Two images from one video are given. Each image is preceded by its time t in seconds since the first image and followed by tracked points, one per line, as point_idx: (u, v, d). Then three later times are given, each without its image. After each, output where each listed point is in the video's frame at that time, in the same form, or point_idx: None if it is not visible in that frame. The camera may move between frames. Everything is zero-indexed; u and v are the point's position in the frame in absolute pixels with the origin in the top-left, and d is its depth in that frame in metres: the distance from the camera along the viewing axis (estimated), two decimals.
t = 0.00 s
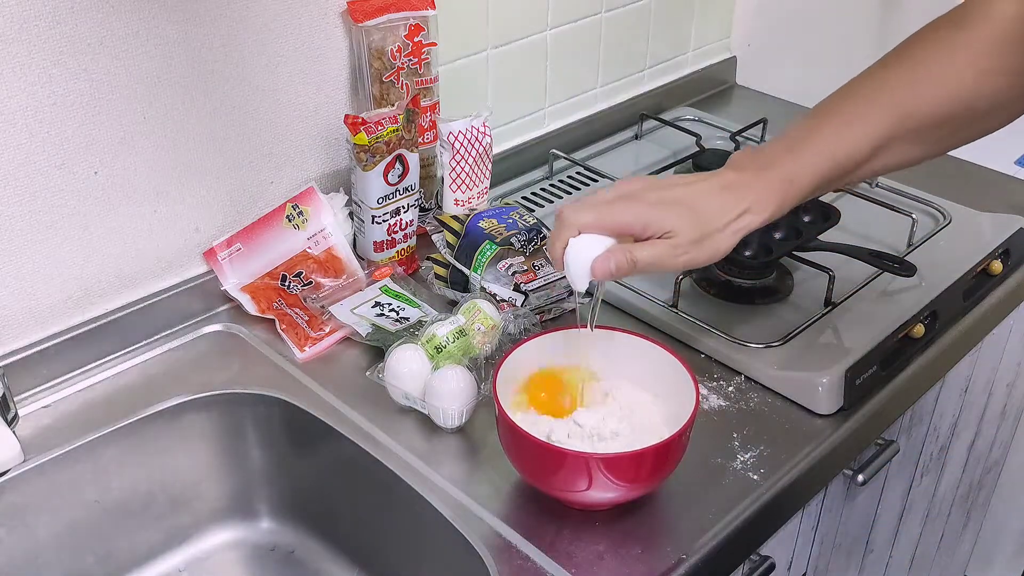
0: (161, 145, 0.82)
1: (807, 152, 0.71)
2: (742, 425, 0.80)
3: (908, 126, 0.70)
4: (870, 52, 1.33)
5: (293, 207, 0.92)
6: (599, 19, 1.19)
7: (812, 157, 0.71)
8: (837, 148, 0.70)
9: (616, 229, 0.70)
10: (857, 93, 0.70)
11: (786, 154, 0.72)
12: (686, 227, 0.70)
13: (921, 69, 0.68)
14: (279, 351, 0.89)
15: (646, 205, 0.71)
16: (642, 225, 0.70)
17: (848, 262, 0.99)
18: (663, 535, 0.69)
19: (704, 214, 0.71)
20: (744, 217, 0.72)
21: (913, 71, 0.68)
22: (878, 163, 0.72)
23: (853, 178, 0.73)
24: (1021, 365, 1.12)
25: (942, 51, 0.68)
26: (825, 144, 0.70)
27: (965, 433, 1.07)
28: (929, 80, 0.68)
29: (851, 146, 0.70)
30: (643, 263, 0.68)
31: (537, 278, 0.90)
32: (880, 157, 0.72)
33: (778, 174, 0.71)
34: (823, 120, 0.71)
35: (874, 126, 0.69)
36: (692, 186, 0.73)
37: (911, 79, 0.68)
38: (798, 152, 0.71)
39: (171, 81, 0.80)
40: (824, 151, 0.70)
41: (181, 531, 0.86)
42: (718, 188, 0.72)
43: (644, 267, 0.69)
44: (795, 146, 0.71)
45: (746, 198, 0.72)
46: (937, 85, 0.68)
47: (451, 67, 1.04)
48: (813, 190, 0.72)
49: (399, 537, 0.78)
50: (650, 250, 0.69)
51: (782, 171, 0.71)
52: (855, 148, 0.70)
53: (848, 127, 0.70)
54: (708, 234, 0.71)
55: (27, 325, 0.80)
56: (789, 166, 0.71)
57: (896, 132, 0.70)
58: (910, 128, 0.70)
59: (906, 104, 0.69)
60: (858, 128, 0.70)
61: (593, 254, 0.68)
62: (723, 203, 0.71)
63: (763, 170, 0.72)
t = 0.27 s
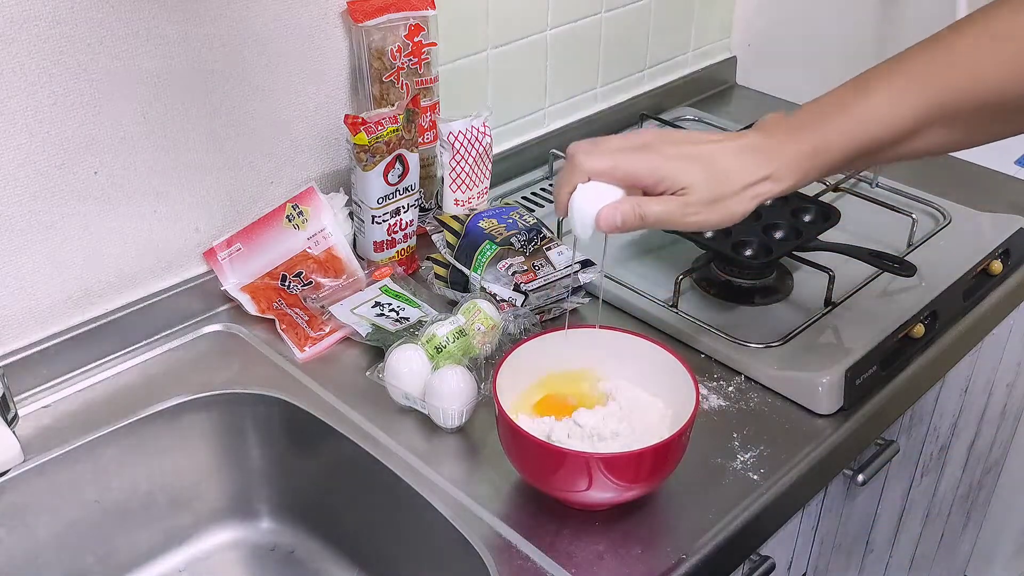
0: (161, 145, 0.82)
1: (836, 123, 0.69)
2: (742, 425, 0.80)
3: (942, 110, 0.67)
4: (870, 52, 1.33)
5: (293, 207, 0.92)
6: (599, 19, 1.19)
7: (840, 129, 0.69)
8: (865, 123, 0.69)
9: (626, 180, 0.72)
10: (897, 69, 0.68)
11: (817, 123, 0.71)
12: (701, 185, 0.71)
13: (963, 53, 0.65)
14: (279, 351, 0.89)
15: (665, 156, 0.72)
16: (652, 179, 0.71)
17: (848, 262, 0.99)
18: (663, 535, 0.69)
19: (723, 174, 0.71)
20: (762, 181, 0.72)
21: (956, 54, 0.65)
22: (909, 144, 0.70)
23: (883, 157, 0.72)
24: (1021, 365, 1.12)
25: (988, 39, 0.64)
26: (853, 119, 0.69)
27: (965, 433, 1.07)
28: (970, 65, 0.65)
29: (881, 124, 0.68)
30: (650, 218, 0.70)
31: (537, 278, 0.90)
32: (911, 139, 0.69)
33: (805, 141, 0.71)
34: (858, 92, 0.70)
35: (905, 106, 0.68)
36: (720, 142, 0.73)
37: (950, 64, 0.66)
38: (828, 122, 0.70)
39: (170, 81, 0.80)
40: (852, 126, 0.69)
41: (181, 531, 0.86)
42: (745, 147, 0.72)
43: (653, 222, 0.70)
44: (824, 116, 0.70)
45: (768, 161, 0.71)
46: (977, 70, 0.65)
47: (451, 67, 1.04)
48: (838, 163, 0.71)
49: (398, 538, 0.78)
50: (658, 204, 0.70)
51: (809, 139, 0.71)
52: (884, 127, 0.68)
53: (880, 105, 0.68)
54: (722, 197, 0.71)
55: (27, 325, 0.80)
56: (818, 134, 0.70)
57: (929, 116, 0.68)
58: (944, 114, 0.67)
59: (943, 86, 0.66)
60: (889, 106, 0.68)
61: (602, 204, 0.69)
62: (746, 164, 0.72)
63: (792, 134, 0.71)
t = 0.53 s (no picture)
0: (161, 146, 0.82)
1: (859, 133, 0.65)
2: (742, 425, 0.80)
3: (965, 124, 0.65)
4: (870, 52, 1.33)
5: (293, 207, 0.92)
6: (599, 19, 1.19)
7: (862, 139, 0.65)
8: (891, 135, 0.65)
9: (640, 196, 0.67)
10: (917, 85, 0.65)
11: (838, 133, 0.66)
12: (720, 202, 0.65)
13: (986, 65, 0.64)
14: (279, 351, 0.89)
15: (682, 172, 0.66)
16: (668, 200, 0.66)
17: (848, 262, 0.99)
18: (663, 535, 0.69)
19: (745, 186, 0.65)
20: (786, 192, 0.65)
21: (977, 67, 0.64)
22: (930, 164, 0.67)
23: (899, 178, 0.68)
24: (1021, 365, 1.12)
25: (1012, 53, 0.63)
26: (875, 131, 0.65)
27: (965, 433, 1.07)
28: (996, 75, 0.63)
29: (905, 138, 0.65)
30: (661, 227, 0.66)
31: (537, 278, 0.89)
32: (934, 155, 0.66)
33: (827, 152, 0.65)
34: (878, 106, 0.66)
35: (931, 119, 0.64)
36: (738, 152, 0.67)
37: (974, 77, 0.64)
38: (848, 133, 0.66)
39: (170, 81, 0.80)
40: (875, 138, 0.65)
41: (181, 531, 0.86)
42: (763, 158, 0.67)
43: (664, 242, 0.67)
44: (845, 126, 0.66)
45: (791, 171, 0.66)
46: (1003, 80, 0.63)
47: (451, 67, 1.04)
48: (858, 181, 0.66)
49: (398, 538, 0.78)
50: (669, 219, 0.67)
51: (831, 155, 0.65)
52: (908, 141, 0.65)
53: (904, 117, 0.64)
54: (741, 214, 0.65)
55: (27, 325, 0.80)
56: (839, 144, 0.66)
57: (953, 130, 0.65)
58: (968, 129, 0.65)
59: (968, 98, 0.64)
60: (914, 118, 0.64)
61: (611, 220, 0.67)
62: (768, 177, 0.65)
63: (812, 148, 0.66)
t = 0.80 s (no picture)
0: (161, 146, 0.82)
1: (844, 197, 0.65)
2: (742, 425, 0.80)
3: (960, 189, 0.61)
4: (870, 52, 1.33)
5: (293, 207, 0.92)
6: (599, 19, 1.19)
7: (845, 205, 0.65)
8: (873, 201, 0.64)
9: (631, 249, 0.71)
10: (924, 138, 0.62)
11: (828, 197, 0.66)
12: (711, 254, 0.67)
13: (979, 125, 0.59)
14: (279, 351, 0.89)
15: (674, 224, 0.69)
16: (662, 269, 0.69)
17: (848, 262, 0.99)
18: (663, 535, 0.69)
19: (729, 249, 0.67)
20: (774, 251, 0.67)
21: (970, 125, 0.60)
22: (932, 221, 0.64)
23: (906, 235, 0.66)
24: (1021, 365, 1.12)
25: (1010, 109, 0.58)
26: (859, 195, 0.64)
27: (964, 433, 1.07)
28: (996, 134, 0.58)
29: (894, 201, 0.63)
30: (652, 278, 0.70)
31: (537, 278, 0.90)
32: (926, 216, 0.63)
33: (813, 215, 0.66)
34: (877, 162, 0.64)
35: (920, 181, 0.62)
36: (737, 213, 0.69)
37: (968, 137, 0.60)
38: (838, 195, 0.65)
39: (170, 81, 0.80)
40: (859, 203, 0.64)
41: (181, 531, 0.86)
42: (757, 218, 0.68)
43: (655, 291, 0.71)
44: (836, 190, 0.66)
45: (776, 232, 0.67)
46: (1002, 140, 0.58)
47: (451, 67, 1.03)
48: (849, 242, 0.66)
49: (398, 538, 0.78)
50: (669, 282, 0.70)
51: (818, 211, 0.66)
52: (894, 202, 0.63)
53: (896, 176, 0.63)
54: (730, 267, 0.68)
55: (27, 325, 0.80)
56: (828, 205, 0.66)
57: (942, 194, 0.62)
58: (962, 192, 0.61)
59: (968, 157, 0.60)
60: (900, 181, 0.63)
61: (606, 268, 0.71)
62: (761, 239, 0.67)
63: (805, 203, 0.67)
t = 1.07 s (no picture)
0: (160, 146, 0.82)
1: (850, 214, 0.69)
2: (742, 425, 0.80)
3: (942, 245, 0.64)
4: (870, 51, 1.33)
5: (293, 207, 0.92)
6: (599, 19, 1.19)
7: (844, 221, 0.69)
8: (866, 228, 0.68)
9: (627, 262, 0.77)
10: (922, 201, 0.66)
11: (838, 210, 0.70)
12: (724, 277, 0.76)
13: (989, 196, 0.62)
14: (279, 351, 0.89)
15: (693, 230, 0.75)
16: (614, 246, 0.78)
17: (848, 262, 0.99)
18: (663, 535, 0.69)
19: (721, 239, 0.75)
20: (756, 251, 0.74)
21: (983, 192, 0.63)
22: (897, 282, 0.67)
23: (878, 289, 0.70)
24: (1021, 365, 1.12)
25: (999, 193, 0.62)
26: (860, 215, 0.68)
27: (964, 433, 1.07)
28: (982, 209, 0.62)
29: (883, 241, 0.67)
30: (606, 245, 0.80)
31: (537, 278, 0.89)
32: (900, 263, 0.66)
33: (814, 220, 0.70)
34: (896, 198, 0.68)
35: (921, 236, 0.65)
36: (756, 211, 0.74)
37: (974, 206, 0.63)
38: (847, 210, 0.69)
39: (170, 81, 0.80)
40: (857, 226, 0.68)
41: (181, 531, 0.86)
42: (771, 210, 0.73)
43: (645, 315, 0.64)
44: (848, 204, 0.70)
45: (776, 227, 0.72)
46: (988, 217, 0.62)
47: (451, 67, 1.03)
48: (829, 277, 0.71)
49: (398, 538, 0.78)
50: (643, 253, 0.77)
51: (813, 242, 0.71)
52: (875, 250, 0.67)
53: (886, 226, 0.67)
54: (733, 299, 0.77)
55: (26, 325, 0.80)
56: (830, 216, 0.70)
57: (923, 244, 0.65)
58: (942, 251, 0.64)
59: (952, 224, 0.63)
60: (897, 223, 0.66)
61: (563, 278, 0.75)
62: (759, 232, 0.73)
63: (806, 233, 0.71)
